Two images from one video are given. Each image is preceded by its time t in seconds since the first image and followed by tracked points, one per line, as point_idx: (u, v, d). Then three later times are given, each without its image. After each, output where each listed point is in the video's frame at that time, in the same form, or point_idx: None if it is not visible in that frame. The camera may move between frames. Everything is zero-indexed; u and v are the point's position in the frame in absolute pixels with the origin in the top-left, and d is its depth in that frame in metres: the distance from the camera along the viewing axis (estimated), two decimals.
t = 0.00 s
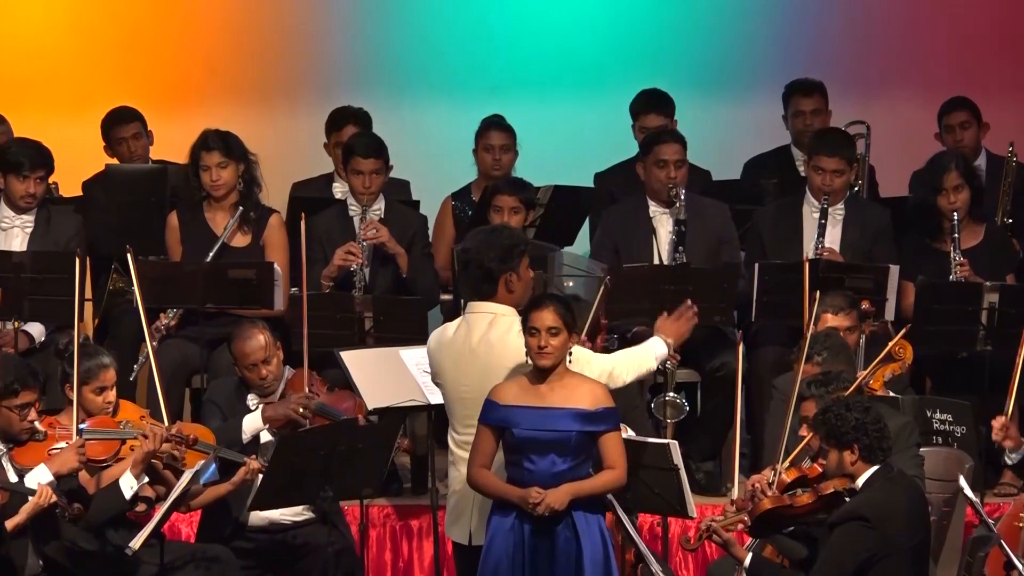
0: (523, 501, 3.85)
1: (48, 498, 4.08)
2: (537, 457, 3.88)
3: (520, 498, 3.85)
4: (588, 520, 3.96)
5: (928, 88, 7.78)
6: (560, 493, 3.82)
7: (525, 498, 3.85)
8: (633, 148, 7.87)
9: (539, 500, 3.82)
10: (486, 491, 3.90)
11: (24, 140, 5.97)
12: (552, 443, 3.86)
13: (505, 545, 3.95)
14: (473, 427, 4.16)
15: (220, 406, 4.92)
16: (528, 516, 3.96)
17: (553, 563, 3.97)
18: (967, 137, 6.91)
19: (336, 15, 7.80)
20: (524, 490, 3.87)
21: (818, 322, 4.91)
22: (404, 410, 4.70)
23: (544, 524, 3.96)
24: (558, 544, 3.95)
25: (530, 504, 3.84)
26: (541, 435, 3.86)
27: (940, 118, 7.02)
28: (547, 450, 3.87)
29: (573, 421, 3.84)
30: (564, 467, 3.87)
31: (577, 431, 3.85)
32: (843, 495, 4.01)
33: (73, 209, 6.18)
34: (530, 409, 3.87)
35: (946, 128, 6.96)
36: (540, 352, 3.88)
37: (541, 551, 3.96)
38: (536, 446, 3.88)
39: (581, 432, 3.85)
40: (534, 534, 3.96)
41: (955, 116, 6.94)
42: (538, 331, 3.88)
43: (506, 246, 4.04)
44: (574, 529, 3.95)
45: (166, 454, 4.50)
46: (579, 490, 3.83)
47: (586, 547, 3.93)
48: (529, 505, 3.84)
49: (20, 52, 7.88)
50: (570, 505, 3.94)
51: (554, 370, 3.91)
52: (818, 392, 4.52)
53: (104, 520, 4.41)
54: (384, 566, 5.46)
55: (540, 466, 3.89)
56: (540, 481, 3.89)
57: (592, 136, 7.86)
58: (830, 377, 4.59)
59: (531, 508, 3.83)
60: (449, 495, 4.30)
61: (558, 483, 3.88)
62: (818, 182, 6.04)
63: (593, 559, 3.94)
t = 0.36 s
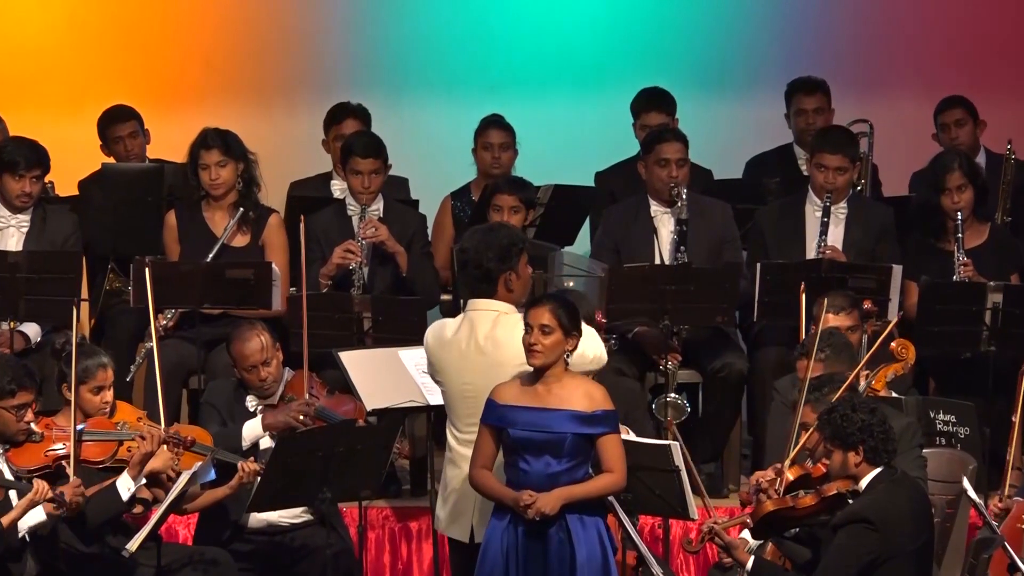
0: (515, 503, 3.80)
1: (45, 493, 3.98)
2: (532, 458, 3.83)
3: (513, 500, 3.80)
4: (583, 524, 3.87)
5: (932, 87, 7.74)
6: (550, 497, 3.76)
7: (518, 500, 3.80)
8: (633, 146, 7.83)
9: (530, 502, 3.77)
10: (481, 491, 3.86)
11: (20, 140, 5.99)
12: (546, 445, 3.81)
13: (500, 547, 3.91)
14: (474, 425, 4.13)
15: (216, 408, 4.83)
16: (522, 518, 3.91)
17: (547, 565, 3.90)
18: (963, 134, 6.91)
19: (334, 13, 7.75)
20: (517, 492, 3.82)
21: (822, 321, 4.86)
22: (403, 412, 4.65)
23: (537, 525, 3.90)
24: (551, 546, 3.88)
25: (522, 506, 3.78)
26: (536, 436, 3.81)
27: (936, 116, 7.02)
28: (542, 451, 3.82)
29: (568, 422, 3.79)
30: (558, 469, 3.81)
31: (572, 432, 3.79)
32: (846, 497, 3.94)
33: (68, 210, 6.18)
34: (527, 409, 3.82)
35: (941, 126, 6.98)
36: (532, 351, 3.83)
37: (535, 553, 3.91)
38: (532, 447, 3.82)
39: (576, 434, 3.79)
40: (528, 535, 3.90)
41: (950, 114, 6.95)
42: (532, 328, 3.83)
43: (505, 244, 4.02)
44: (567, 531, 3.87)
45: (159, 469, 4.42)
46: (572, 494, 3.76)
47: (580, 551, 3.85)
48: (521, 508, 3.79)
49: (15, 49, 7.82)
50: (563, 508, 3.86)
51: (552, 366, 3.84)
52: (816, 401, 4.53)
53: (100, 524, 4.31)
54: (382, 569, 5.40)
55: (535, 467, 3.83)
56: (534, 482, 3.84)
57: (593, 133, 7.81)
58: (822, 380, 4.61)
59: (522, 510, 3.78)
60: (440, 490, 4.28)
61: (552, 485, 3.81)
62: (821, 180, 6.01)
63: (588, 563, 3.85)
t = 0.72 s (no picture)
0: (510, 499, 3.77)
1: (43, 497, 4.00)
2: (530, 456, 3.81)
3: (509, 498, 3.77)
4: (580, 522, 3.83)
5: (933, 86, 7.71)
6: (545, 495, 3.73)
7: (513, 497, 3.77)
8: (634, 147, 7.81)
9: (525, 500, 3.74)
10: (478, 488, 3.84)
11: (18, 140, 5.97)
12: (543, 443, 3.78)
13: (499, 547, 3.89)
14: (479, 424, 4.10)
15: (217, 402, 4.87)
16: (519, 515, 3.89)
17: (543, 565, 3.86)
18: (963, 132, 6.89)
19: (334, 13, 7.73)
20: (513, 490, 3.79)
21: (825, 321, 4.84)
22: (403, 412, 4.63)
23: (533, 523, 3.87)
24: (547, 545, 3.84)
25: (516, 504, 3.75)
26: (533, 434, 3.78)
27: (936, 114, 7.00)
28: (538, 450, 3.79)
29: (565, 420, 3.76)
30: (556, 467, 3.78)
31: (569, 431, 3.76)
32: (848, 498, 3.91)
33: (67, 210, 6.16)
34: (524, 407, 3.80)
35: (942, 124, 6.95)
36: (530, 348, 3.81)
37: (533, 551, 3.87)
38: (529, 445, 3.80)
39: (573, 432, 3.76)
40: (525, 533, 3.87)
41: (951, 111, 6.92)
42: (532, 324, 3.82)
43: (511, 244, 4.02)
44: (563, 531, 3.83)
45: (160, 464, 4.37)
46: (567, 493, 3.73)
47: (575, 551, 3.80)
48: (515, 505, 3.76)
49: (12, 49, 7.80)
50: (560, 507, 3.83)
51: (550, 365, 3.82)
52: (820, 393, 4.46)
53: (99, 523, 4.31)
54: (382, 570, 5.39)
55: (532, 466, 3.81)
56: (531, 481, 3.81)
57: (594, 133, 7.79)
58: (821, 380, 4.59)
59: (516, 508, 3.75)
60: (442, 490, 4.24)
61: (549, 483, 3.78)
62: (821, 179, 5.99)
63: (585, 563, 3.81)
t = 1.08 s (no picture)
0: (512, 497, 3.76)
1: (43, 505, 4.03)
2: (532, 455, 3.80)
3: (511, 495, 3.76)
4: (581, 522, 3.82)
5: (934, 86, 7.71)
6: (548, 492, 3.72)
7: (515, 494, 3.75)
8: (634, 147, 7.80)
9: (527, 495, 3.72)
10: (479, 486, 3.82)
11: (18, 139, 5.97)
12: (546, 443, 3.77)
13: (499, 545, 3.88)
14: (471, 425, 4.08)
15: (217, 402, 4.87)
16: (520, 513, 3.88)
17: (543, 564, 3.85)
18: (967, 131, 6.89)
19: (334, 13, 7.72)
20: (515, 487, 3.78)
21: (826, 321, 4.83)
22: (404, 412, 4.63)
23: (534, 520, 3.86)
24: (547, 544, 3.83)
25: (518, 499, 3.73)
26: (535, 434, 3.78)
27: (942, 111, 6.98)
28: (541, 449, 3.79)
29: (568, 421, 3.76)
30: (557, 467, 3.78)
31: (572, 432, 3.76)
32: (848, 498, 3.90)
33: (66, 210, 6.15)
34: (527, 407, 3.79)
35: (947, 123, 6.94)
36: (531, 351, 3.80)
37: (533, 550, 3.86)
38: (531, 445, 3.79)
39: (576, 433, 3.76)
40: (525, 531, 3.87)
41: (955, 111, 6.91)
42: (533, 328, 3.81)
43: (514, 245, 4.00)
44: (564, 530, 3.82)
45: (159, 464, 4.32)
46: (570, 490, 3.73)
47: (576, 550, 3.80)
48: (517, 500, 3.74)
49: (11, 48, 7.80)
50: (561, 505, 3.82)
51: (551, 368, 3.82)
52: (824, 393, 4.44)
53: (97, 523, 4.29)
54: (382, 570, 5.38)
55: (534, 464, 3.80)
56: (532, 479, 3.80)
57: (595, 133, 7.79)
58: (827, 379, 4.57)
59: (518, 503, 3.73)
60: (433, 484, 4.24)
61: (551, 482, 3.78)
62: (821, 178, 5.99)
63: (585, 563, 3.80)
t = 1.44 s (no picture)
0: (515, 498, 3.75)
1: (46, 506, 4.01)
2: (534, 456, 3.79)
3: (514, 496, 3.75)
4: (584, 523, 3.82)
5: (933, 86, 7.71)
6: (552, 493, 3.71)
7: (518, 495, 3.75)
8: (634, 147, 7.81)
9: (530, 495, 3.71)
10: (482, 487, 3.82)
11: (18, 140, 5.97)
12: (549, 443, 3.77)
13: (500, 545, 3.87)
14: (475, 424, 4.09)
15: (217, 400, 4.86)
16: (522, 513, 3.87)
17: (545, 564, 3.85)
18: (973, 132, 6.89)
19: (333, 13, 7.72)
20: (518, 488, 3.77)
21: (827, 320, 4.83)
22: (404, 413, 4.62)
23: (537, 520, 3.86)
24: (550, 544, 3.83)
25: (522, 500, 3.73)
26: (538, 435, 3.77)
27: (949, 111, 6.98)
28: (543, 450, 3.78)
29: (570, 422, 3.76)
30: (560, 468, 3.77)
31: (575, 433, 3.76)
32: (848, 498, 3.89)
33: (66, 210, 6.15)
34: (529, 407, 3.79)
35: (953, 123, 6.94)
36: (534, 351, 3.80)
37: (535, 549, 3.86)
38: (533, 445, 3.79)
39: (579, 434, 3.76)
40: (526, 531, 3.86)
41: (962, 111, 6.91)
42: (536, 328, 3.81)
43: (512, 245, 4.00)
44: (566, 530, 3.82)
45: (161, 462, 4.31)
46: (574, 491, 3.73)
47: (579, 550, 3.80)
48: (521, 501, 3.73)
49: (10, 48, 7.79)
50: (564, 506, 3.82)
51: (555, 368, 3.82)
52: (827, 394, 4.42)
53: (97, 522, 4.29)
54: (382, 570, 5.38)
55: (536, 465, 3.79)
56: (534, 480, 3.79)
57: (596, 132, 7.78)
58: (844, 376, 4.56)
59: (522, 503, 3.72)
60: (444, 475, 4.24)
61: (554, 483, 3.77)
62: (820, 178, 5.99)
63: (588, 564, 3.80)
